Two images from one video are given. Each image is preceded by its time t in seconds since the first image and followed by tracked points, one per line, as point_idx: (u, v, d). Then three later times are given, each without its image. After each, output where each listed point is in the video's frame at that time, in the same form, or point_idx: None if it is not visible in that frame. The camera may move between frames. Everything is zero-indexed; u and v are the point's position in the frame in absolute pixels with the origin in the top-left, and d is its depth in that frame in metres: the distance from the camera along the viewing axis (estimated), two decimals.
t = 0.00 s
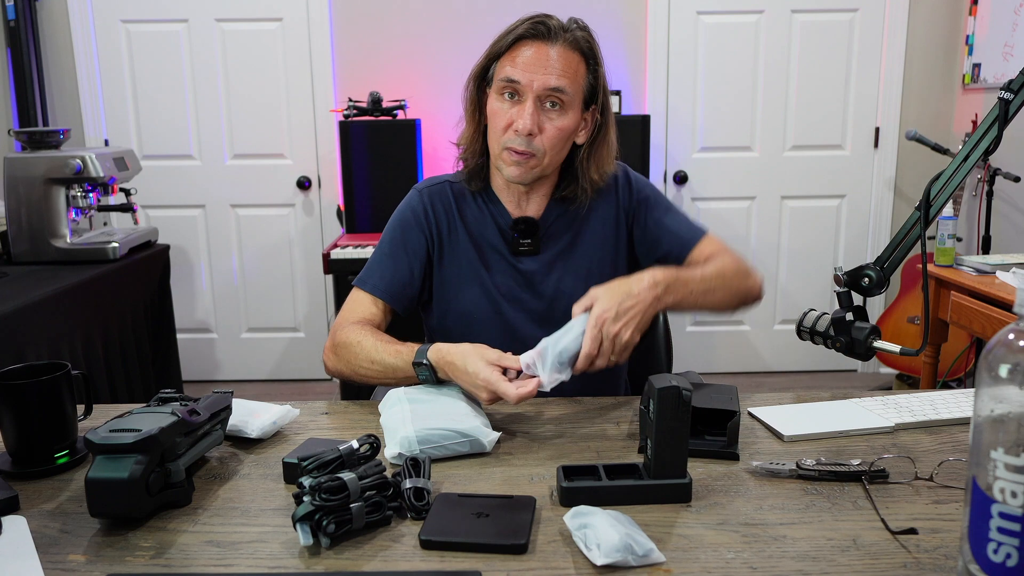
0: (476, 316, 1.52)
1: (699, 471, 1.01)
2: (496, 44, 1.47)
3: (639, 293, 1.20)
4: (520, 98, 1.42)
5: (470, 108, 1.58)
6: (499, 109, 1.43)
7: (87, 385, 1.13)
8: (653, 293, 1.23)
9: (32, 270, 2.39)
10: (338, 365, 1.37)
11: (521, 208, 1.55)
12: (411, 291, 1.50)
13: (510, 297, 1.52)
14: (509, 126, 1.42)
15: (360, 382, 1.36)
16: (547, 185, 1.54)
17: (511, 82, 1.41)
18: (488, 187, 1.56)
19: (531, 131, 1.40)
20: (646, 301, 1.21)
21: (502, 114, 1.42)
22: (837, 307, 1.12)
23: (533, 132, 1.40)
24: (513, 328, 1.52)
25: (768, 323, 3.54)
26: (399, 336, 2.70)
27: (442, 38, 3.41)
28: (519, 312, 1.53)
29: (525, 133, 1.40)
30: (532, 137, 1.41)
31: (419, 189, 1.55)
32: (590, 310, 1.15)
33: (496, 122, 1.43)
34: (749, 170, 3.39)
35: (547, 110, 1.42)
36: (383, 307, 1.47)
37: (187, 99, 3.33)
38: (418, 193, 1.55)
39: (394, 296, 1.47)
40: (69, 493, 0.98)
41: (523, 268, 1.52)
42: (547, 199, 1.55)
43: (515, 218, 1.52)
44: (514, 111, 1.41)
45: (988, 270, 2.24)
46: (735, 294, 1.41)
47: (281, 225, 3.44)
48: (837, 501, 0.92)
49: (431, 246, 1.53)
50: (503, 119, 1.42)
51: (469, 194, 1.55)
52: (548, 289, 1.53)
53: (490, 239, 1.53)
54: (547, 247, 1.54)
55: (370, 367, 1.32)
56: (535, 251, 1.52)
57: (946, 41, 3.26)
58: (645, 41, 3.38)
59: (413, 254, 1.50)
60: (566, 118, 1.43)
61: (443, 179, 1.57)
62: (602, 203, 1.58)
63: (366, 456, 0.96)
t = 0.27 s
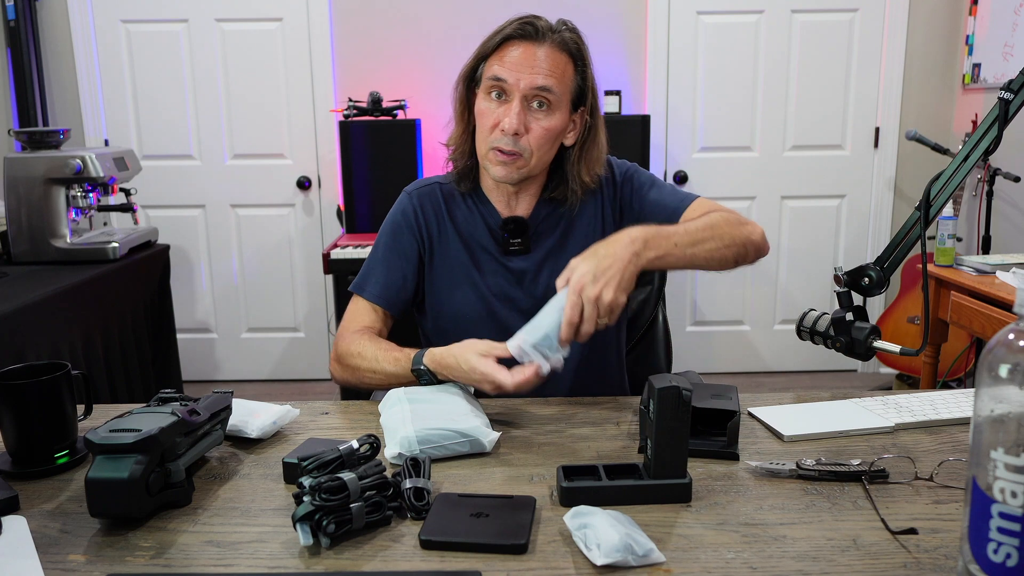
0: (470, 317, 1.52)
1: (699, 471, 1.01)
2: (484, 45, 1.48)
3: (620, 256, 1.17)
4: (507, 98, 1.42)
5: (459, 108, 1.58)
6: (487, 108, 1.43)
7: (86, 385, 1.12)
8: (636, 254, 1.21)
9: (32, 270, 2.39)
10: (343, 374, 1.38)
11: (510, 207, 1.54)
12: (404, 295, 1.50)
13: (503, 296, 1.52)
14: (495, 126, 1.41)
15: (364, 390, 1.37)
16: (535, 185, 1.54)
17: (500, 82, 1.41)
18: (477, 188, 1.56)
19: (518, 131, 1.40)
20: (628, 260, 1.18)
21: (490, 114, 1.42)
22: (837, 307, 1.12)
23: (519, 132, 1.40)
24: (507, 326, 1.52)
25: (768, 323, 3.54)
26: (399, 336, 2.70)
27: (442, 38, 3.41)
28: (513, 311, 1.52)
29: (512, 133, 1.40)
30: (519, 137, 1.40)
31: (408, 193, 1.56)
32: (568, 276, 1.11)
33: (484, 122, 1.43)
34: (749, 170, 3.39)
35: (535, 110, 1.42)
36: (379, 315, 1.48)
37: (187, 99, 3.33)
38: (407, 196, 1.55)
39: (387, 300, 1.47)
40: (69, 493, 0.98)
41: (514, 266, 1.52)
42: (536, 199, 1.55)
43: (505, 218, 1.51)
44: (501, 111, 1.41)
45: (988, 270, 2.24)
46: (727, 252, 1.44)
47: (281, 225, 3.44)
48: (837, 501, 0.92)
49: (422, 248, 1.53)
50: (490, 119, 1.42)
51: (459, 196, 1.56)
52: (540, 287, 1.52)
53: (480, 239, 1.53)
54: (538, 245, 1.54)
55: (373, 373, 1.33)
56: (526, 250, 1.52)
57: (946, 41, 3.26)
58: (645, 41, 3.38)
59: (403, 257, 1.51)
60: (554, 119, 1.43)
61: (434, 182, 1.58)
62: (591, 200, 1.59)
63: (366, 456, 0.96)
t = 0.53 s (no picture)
0: (465, 318, 1.51)
1: (699, 472, 1.01)
2: (473, 52, 1.44)
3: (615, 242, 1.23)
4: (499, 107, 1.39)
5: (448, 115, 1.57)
6: (479, 118, 1.40)
7: (86, 385, 1.12)
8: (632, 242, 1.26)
9: (32, 270, 2.39)
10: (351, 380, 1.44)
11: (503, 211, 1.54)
12: (398, 298, 1.52)
13: (497, 297, 1.52)
14: (490, 137, 1.39)
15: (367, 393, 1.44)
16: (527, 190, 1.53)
17: (492, 92, 1.38)
18: (470, 190, 1.56)
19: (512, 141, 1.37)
20: (625, 248, 1.23)
21: (483, 124, 1.40)
22: (837, 307, 1.12)
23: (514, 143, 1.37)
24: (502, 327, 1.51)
25: (768, 324, 3.54)
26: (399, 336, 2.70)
27: (442, 38, 3.41)
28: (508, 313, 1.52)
29: (506, 143, 1.37)
30: (513, 147, 1.38)
31: (400, 195, 1.56)
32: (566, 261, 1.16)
33: (477, 132, 1.41)
34: (749, 170, 3.39)
35: (528, 118, 1.39)
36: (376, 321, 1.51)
37: (187, 99, 3.33)
38: (400, 198, 1.55)
39: (381, 301, 1.50)
40: (69, 493, 0.98)
41: (508, 267, 1.52)
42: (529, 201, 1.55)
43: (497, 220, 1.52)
44: (495, 121, 1.38)
45: (989, 270, 2.24)
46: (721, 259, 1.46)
47: (281, 225, 3.44)
48: (837, 501, 0.92)
49: (416, 251, 1.53)
50: (484, 129, 1.39)
51: (451, 198, 1.56)
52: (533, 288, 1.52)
53: (473, 241, 1.53)
54: (531, 247, 1.54)
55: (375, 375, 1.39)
56: (520, 252, 1.52)
57: (946, 41, 3.26)
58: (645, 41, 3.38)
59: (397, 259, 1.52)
60: (547, 126, 1.41)
61: (426, 184, 1.58)
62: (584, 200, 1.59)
63: (366, 456, 0.96)
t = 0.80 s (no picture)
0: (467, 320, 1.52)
1: (699, 471, 1.01)
2: (461, 72, 1.42)
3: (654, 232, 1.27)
4: (496, 129, 1.38)
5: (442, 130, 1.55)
6: (478, 140, 1.40)
7: (86, 385, 1.12)
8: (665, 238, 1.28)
9: (32, 270, 2.39)
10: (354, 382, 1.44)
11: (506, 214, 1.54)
12: (400, 300, 1.53)
13: (499, 299, 1.52)
14: (492, 158, 1.39)
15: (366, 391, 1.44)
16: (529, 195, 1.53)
17: (489, 114, 1.36)
18: (471, 196, 1.55)
19: (515, 161, 1.36)
20: (663, 239, 1.27)
21: (483, 145, 1.39)
22: (837, 307, 1.12)
23: (516, 162, 1.37)
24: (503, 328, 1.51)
25: (768, 324, 3.54)
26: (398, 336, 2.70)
27: (442, 38, 3.41)
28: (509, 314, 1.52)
29: (510, 163, 1.36)
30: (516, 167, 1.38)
31: (400, 197, 1.56)
32: (610, 243, 1.20)
33: (478, 153, 1.40)
34: (749, 170, 3.39)
35: (527, 135, 1.39)
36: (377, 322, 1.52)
37: (187, 99, 3.33)
38: (400, 200, 1.56)
39: (383, 304, 1.51)
40: (69, 493, 0.98)
41: (509, 268, 1.52)
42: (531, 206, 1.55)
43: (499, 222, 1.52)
44: (495, 141, 1.38)
45: (988, 270, 2.24)
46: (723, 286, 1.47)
47: (281, 225, 3.44)
48: (837, 501, 0.92)
49: (417, 253, 1.54)
50: (485, 150, 1.39)
51: (452, 201, 1.56)
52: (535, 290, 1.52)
53: (475, 243, 1.53)
54: (532, 248, 1.54)
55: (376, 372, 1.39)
56: (521, 254, 1.52)
57: (946, 41, 3.26)
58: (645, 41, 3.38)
59: (398, 261, 1.52)
60: (545, 138, 1.41)
61: (426, 186, 1.58)
62: (587, 202, 1.58)
63: (366, 456, 0.96)
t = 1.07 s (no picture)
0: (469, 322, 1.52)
1: (699, 472, 1.01)
2: (460, 73, 1.42)
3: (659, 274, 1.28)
4: (495, 130, 1.38)
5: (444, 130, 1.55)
6: (477, 141, 1.40)
7: (86, 385, 1.12)
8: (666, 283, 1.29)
9: (32, 270, 2.39)
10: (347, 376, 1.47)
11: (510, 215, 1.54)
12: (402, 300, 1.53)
13: (502, 301, 1.52)
14: (490, 159, 1.39)
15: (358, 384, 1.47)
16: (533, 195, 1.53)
17: (487, 115, 1.37)
18: (475, 196, 1.55)
19: (512, 162, 1.37)
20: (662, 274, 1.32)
21: (482, 146, 1.39)
22: (837, 307, 1.12)
23: (514, 163, 1.37)
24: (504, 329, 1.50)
25: (768, 324, 3.54)
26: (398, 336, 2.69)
27: (442, 38, 3.41)
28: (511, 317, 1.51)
29: (507, 164, 1.37)
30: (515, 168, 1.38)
31: (403, 198, 1.56)
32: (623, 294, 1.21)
33: (478, 154, 1.41)
34: (749, 170, 3.39)
35: (526, 135, 1.39)
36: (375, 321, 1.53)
37: (187, 98, 3.33)
38: (403, 201, 1.56)
39: (384, 305, 1.51)
40: (69, 493, 0.98)
41: (512, 271, 1.52)
42: (535, 206, 1.54)
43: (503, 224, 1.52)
44: (493, 142, 1.38)
45: (989, 270, 2.24)
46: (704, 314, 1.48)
47: (281, 225, 3.44)
48: (837, 501, 0.92)
49: (420, 254, 1.54)
50: (484, 151, 1.39)
51: (455, 202, 1.55)
52: (538, 293, 1.51)
53: (478, 245, 1.53)
54: (536, 251, 1.53)
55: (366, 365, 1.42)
56: (525, 257, 1.52)
57: (946, 41, 3.26)
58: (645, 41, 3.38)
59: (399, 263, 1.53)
60: (545, 138, 1.41)
61: (429, 186, 1.58)
62: (591, 205, 1.57)
63: (366, 456, 0.96)
